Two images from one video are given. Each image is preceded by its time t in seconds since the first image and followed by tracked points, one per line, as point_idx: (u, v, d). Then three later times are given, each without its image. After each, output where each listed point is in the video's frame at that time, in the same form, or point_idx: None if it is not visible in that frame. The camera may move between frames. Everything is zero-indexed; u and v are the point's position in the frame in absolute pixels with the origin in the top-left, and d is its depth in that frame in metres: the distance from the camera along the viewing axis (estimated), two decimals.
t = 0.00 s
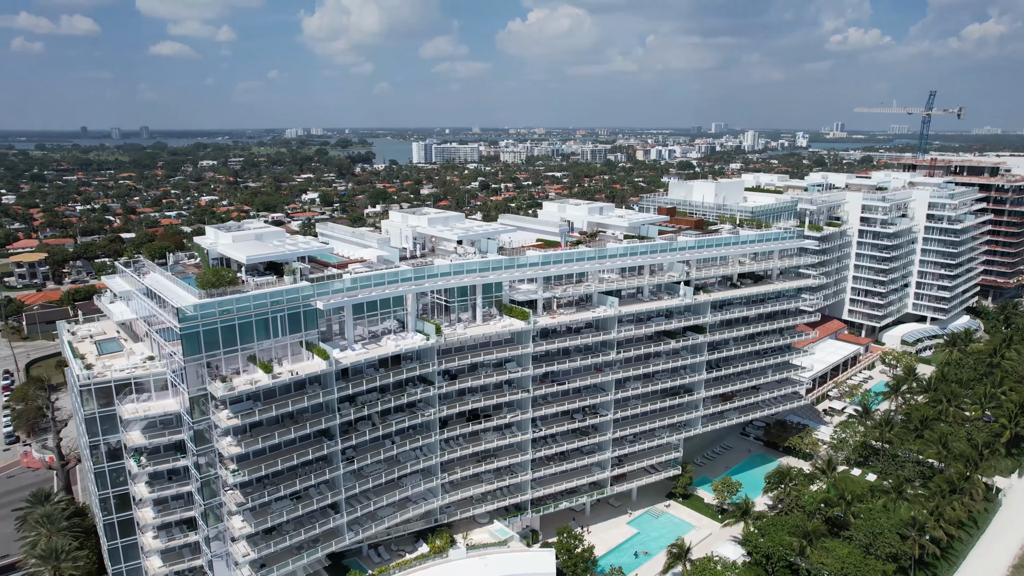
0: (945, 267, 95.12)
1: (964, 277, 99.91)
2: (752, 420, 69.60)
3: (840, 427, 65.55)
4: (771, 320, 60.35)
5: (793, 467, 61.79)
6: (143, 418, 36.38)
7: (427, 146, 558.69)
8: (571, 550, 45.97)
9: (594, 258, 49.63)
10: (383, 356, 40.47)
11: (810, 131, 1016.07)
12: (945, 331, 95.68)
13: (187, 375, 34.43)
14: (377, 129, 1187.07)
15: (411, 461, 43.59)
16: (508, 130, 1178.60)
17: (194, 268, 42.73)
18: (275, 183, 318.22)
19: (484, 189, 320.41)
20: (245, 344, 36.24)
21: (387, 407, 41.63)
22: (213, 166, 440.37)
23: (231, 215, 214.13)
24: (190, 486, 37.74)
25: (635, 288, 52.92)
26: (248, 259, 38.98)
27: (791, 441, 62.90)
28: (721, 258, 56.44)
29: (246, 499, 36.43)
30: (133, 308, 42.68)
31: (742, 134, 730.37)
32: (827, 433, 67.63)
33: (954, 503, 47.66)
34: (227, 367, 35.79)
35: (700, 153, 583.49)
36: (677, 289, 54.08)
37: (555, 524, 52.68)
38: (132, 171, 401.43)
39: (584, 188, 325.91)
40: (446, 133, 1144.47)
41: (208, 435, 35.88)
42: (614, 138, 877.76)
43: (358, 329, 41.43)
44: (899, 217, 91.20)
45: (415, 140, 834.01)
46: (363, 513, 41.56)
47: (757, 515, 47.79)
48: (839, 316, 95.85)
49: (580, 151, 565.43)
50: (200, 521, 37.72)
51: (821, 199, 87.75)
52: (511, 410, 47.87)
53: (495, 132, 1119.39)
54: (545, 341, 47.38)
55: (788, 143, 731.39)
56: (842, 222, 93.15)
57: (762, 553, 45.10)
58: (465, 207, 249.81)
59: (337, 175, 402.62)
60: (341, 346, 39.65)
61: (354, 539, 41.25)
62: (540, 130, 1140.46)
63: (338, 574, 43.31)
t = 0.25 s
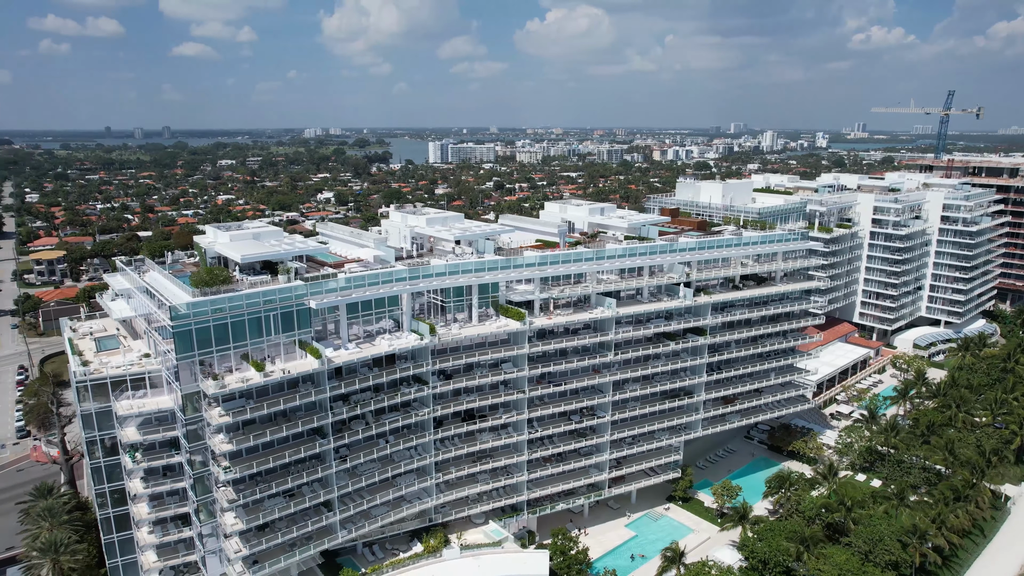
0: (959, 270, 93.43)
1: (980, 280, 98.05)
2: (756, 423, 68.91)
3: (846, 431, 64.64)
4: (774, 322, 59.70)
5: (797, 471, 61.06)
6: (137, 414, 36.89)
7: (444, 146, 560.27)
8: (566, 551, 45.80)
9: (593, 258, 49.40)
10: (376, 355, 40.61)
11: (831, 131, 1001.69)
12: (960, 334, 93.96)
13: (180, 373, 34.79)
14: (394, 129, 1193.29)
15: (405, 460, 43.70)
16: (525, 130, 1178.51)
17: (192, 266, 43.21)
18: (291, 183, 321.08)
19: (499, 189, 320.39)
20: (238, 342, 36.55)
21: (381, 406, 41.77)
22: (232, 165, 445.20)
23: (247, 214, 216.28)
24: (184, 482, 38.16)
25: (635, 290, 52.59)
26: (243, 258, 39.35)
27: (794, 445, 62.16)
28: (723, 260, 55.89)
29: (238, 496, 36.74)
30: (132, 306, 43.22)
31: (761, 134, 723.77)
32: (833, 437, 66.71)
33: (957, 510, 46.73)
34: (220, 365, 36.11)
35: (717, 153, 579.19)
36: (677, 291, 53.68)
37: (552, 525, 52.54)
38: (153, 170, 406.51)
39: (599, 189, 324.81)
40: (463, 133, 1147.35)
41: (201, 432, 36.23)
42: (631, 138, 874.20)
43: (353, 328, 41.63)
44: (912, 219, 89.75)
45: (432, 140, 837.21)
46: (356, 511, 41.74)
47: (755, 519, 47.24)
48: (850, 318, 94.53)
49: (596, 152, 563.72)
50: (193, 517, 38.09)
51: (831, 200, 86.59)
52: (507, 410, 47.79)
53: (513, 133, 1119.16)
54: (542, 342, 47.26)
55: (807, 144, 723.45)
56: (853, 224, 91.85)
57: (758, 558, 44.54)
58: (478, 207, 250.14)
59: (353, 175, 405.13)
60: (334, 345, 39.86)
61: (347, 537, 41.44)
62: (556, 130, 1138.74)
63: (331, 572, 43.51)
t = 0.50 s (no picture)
0: (973, 273, 91.77)
1: (995, 283, 96.19)
2: (760, 426, 68.23)
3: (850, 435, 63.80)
4: (777, 325, 59.06)
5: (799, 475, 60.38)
6: (132, 411, 37.39)
7: (459, 146, 561.58)
8: (559, 553, 45.67)
9: (590, 259, 49.20)
10: (369, 354, 40.79)
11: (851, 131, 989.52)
12: (973, 338, 92.29)
13: (172, 370, 35.18)
14: (411, 129, 1198.66)
15: (399, 459, 43.86)
16: (541, 130, 1176.93)
17: (190, 265, 43.71)
18: (307, 182, 323.68)
19: (513, 189, 320.27)
20: (230, 340, 36.88)
21: (374, 405, 41.94)
22: (249, 165, 449.75)
23: (261, 213, 218.34)
24: (177, 479, 38.68)
25: (633, 291, 52.32)
26: (237, 257, 39.71)
27: (797, 449, 61.46)
28: (724, 261, 55.36)
29: (230, 493, 37.10)
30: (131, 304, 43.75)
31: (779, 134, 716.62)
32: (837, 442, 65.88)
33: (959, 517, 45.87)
34: (212, 363, 36.46)
35: (734, 154, 574.62)
36: (676, 292, 53.28)
37: (548, 526, 52.44)
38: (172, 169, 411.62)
39: (613, 189, 323.63)
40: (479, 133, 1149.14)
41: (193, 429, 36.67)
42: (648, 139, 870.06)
43: (346, 327, 41.84)
44: (924, 220, 88.34)
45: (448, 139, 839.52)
46: (348, 510, 41.97)
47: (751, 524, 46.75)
48: (860, 321, 93.30)
49: (612, 152, 561.81)
50: (186, 513, 38.55)
51: (840, 202, 85.51)
52: (502, 410, 47.76)
53: (529, 133, 1119.04)
54: (537, 343, 47.16)
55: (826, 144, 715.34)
56: (864, 225, 90.63)
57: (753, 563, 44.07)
58: (491, 207, 250.24)
59: (368, 175, 407.42)
60: (327, 344, 40.09)
61: (340, 535, 41.69)
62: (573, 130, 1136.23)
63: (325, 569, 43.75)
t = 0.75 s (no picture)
0: (985, 275, 90.24)
1: (1009, 286, 94.46)
2: (763, 429, 67.60)
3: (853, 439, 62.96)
4: (778, 326, 58.49)
5: (800, 479, 59.74)
6: (125, 407, 37.85)
7: (473, 146, 562.31)
8: (552, 554, 45.54)
9: (586, 260, 49.00)
10: (361, 353, 40.94)
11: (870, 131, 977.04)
12: (985, 342, 90.70)
13: (163, 368, 35.53)
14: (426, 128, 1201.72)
15: (392, 458, 44.02)
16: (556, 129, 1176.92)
17: (187, 263, 44.16)
18: (320, 182, 325.68)
19: (525, 189, 319.99)
20: (221, 338, 37.18)
21: (366, 404, 42.11)
22: (265, 164, 453.36)
23: (275, 213, 220.02)
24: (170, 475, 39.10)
25: (630, 292, 52.05)
26: (230, 255, 40.08)
27: (798, 453, 60.79)
28: (723, 262, 54.89)
29: (221, 490, 37.44)
30: (128, 301, 44.21)
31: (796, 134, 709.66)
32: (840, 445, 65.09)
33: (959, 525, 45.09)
34: (204, 361, 36.76)
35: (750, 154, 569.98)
36: (674, 293, 52.89)
37: (544, 527, 52.38)
38: (188, 169, 416.16)
39: (626, 189, 322.24)
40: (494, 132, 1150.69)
41: (185, 426, 37.06)
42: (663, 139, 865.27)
43: (339, 326, 42.04)
44: (935, 222, 87.01)
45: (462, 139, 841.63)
46: (340, 507, 42.17)
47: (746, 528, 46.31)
48: (869, 324, 92.10)
49: (626, 152, 559.54)
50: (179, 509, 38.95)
51: (849, 202, 84.48)
52: (497, 411, 47.71)
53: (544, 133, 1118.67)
54: (532, 343, 47.06)
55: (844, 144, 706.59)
56: (873, 227, 89.47)
57: (747, 567, 43.67)
58: (502, 207, 250.29)
59: (382, 175, 409.22)
60: (319, 343, 40.32)
61: (331, 533, 41.89)
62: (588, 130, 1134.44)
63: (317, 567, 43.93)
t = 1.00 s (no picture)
0: (998, 278, 88.62)
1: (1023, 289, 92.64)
2: (765, 432, 66.98)
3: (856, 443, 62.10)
4: (779, 328, 57.88)
5: (801, 483, 59.08)
6: (119, 403, 38.35)
7: (488, 146, 562.73)
8: (544, 555, 45.43)
9: (582, 260, 48.81)
10: (353, 352, 41.08)
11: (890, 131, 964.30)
12: (998, 346, 89.07)
13: (155, 365, 35.94)
14: (442, 128, 1205.15)
15: (384, 457, 44.19)
16: (571, 129, 1174.79)
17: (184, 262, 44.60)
18: (334, 181, 327.63)
19: (538, 189, 319.52)
20: (213, 336, 37.52)
21: (358, 403, 42.29)
22: (280, 163, 457.01)
23: (287, 212, 221.67)
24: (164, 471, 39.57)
25: (627, 292, 51.77)
26: (224, 254, 40.42)
27: (800, 456, 60.12)
28: (723, 263, 54.39)
29: (212, 486, 37.81)
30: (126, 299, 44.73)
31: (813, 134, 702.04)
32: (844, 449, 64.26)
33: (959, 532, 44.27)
34: (196, 358, 37.11)
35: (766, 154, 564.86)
36: (672, 294, 52.50)
37: (540, 528, 52.32)
38: (206, 168, 420.57)
39: (639, 189, 320.63)
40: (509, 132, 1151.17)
41: (177, 423, 37.48)
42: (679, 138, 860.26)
43: (332, 325, 42.24)
44: (946, 223, 85.61)
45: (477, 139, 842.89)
46: (332, 505, 42.40)
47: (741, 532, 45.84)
48: (878, 326, 90.89)
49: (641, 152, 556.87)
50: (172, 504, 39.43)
51: (857, 203, 83.41)
52: (491, 411, 47.70)
53: (559, 133, 1117.10)
54: (527, 344, 46.99)
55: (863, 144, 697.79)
56: (883, 228, 88.26)
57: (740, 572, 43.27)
58: (514, 206, 250.11)
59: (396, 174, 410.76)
60: (311, 342, 40.55)
61: (323, 530, 42.14)
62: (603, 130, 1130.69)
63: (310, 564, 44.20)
